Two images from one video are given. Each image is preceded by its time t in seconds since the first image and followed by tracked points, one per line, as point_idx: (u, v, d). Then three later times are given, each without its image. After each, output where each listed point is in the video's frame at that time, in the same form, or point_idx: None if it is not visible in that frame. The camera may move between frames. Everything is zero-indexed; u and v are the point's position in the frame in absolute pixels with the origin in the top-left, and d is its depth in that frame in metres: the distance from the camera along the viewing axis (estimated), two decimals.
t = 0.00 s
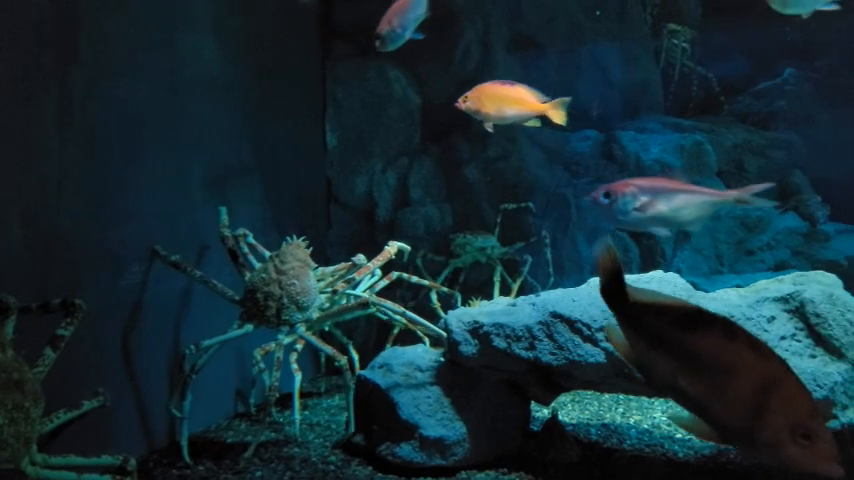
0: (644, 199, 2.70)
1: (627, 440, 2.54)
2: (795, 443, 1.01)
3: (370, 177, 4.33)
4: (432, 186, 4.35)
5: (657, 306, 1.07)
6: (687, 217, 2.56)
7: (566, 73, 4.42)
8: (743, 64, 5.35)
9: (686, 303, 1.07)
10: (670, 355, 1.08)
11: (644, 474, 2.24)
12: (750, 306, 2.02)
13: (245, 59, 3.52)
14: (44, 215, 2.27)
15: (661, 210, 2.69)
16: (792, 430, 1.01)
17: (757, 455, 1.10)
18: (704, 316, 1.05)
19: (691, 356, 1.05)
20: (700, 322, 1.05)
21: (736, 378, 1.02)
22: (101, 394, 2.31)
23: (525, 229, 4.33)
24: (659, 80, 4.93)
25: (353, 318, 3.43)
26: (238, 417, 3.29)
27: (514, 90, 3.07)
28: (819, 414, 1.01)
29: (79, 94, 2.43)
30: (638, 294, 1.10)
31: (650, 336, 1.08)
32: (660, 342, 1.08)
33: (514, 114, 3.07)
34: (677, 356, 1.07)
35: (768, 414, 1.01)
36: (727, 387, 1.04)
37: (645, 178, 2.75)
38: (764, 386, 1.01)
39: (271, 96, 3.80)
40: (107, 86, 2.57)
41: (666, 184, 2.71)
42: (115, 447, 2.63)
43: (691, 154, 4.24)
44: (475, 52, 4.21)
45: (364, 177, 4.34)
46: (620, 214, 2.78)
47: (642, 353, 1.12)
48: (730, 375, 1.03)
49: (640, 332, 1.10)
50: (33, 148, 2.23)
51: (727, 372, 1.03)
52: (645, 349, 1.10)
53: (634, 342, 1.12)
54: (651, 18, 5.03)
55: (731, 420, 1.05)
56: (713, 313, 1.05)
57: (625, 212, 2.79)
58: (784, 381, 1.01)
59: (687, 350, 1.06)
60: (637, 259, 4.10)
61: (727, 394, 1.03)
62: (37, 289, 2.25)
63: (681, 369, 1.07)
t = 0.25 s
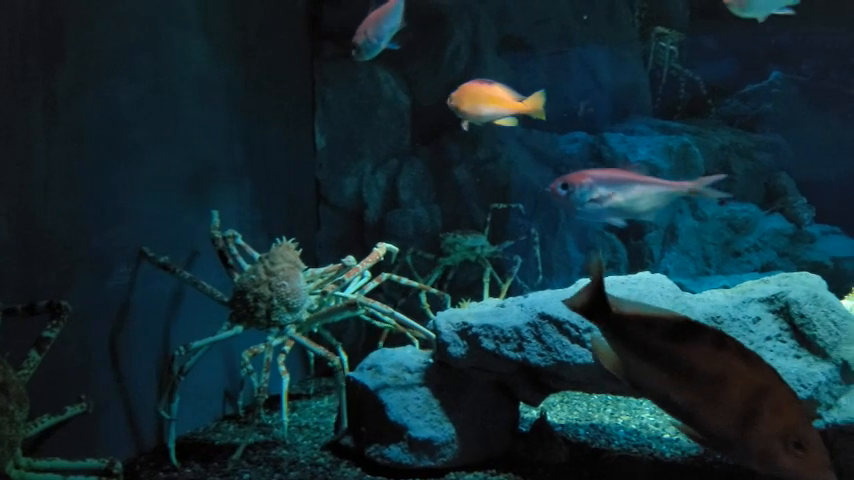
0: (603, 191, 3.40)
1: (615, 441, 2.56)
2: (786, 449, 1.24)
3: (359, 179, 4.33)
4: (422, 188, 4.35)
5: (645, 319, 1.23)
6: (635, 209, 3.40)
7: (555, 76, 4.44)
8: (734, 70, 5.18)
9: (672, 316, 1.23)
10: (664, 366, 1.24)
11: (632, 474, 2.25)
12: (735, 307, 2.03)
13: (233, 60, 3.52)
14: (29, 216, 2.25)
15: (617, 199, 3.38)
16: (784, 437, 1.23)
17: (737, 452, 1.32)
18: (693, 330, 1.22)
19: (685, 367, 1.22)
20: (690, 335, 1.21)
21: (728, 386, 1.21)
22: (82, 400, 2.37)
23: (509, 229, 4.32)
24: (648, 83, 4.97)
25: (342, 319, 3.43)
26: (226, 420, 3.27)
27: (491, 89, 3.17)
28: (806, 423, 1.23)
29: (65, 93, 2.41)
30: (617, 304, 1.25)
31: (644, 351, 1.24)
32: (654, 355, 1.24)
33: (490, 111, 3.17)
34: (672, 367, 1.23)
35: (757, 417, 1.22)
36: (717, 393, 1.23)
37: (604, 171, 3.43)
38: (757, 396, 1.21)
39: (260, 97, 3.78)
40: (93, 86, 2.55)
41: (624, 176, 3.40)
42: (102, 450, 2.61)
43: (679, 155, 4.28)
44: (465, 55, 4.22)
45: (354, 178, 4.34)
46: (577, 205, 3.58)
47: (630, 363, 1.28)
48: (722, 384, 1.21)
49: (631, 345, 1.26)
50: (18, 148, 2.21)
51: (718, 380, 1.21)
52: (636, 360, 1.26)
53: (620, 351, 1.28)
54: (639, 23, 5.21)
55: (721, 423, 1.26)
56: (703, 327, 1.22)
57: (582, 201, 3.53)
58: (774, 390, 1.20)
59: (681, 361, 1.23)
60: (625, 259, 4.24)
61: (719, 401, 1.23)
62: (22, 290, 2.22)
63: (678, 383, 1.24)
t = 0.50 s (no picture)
0: (562, 183, 3.30)
1: (605, 442, 2.57)
2: (782, 463, 1.41)
3: (350, 180, 4.33)
4: (413, 189, 4.35)
5: (639, 335, 1.49)
6: (597, 202, 3.36)
7: (545, 79, 4.46)
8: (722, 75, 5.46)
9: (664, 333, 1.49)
10: (662, 378, 1.49)
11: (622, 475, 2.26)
12: (724, 309, 2.04)
13: (224, 62, 3.50)
14: (16, 216, 2.23)
15: (577, 191, 3.29)
16: (779, 450, 1.41)
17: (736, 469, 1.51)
18: (684, 345, 1.47)
19: (680, 379, 1.47)
20: (682, 350, 1.47)
21: (722, 398, 1.44)
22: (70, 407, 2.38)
23: (497, 230, 4.29)
24: (637, 85, 5.02)
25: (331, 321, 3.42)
26: (215, 422, 3.25)
27: (472, 90, 3.40)
28: (800, 438, 1.40)
29: (54, 92, 2.40)
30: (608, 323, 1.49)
31: (641, 365, 1.50)
32: (652, 367, 1.49)
33: (468, 111, 3.40)
34: (668, 380, 1.48)
35: (753, 429, 1.42)
36: (712, 405, 1.46)
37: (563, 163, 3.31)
38: (750, 407, 1.41)
39: (250, 98, 3.77)
40: (82, 87, 2.53)
41: (584, 167, 3.29)
42: (90, 453, 2.59)
43: (668, 158, 4.34)
44: (456, 57, 4.23)
45: (345, 180, 4.33)
46: (539, 196, 3.40)
47: (630, 376, 1.53)
48: (715, 395, 1.45)
49: (630, 360, 1.51)
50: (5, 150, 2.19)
51: (712, 391, 1.45)
52: (636, 373, 1.51)
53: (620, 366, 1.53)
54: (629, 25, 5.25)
55: (720, 437, 1.46)
56: (695, 343, 1.47)
57: (544, 192, 3.37)
58: (767, 403, 1.41)
59: (677, 374, 1.48)
60: (615, 261, 4.28)
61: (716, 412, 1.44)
62: (8, 293, 2.20)
63: (674, 394, 1.49)
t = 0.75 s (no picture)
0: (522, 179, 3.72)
1: (592, 444, 2.58)
2: (772, 475, 1.26)
3: (339, 182, 4.33)
4: (402, 192, 4.35)
5: (630, 349, 1.50)
6: (559, 194, 3.72)
7: (533, 82, 4.50)
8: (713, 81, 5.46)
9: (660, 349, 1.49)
10: (652, 393, 1.47)
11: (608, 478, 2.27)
12: (708, 313, 2.04)
13: (213, 63, 3.49)
14: (2, 215, 2.21)
15: (537, 186, 3.70)
16: (770, 463, 1.26)
17: None
18: (675, 360, 1.46)
19: (670, 391, 1.44)
20: (673, 365, 1.46)
21: (712, 411, 1.37)
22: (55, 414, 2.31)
23: (486, 233, 4.31)
24: (625, 88, 5.05)
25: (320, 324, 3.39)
26: (202, 426, 3.23)
27: (448, 88, 3.64)
28: (789, 449, 1.26)
29: (40, 94, 2.38)
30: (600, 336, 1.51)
31: (629, 376, 1.50)
32: (641, 381, 1.49)
33: (446, 110, 3.64)
34: (654, 392, 1.46)
35: (747, 444, 1.30)
36: (702, 416, 1.39)
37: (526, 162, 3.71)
38: (738, 417, 1.32)
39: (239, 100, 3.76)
40: (69, 88, 2.52)
41: (543, 165, 3.71)
42: (76, 456, 2.57)
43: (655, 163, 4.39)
44: (446, 60, 4.24)
45: (334, 182, 4.33)
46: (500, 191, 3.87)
47: (622, 391, 1.52)
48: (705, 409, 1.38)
49: (623, 375, 1.51)
50: None
51: (702, 404, 1.40)
52: (627, 387, 1.50)
53: (613, 380, 1.53)
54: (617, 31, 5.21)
55: (706, 446, 1.38)
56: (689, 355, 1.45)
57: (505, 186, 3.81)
58: (756, 416, 1.30)
59: (666, 387, 1.45)
60: (603, 264, 4.31)
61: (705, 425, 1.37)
62: None
63: (662, 406, 1.46)
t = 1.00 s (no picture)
0: (474, 175, 3.71)
1: (574, 449, 2.60)
2: None
3: (322, 187, 4.32)
4: (386, 197, 4.35)
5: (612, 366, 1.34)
6: (508, 191, 3.75)
7: (518, 88, 4.56)
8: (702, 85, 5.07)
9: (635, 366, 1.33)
10: (631, 411, 1.30)
11: None
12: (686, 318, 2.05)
13: (195, 67, 3.47)
14: None
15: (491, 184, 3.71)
16: None
17: None
18: (655, 376, 1.30)
19: (647, 409, 1.28)
20: (651, 380, 1.30)
21: (695, 427, 1.24)
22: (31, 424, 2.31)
23: (471, 237, 4.36)
24: (607, 93, 5.05)
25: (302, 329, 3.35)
26: (182, 432, 3.20)
27: (423, 93, 3.87)
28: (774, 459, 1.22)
29: (18, 96, 2.35)
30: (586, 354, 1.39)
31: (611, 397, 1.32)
32: (622, 400, 1.31)
33: (422, 112, 3.85)
34: (634, 410, 1.29)
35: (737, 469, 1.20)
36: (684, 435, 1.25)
37: (477, 158, 3.71)
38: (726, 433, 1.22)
39: (221, 103, 3.74)
40: (48, 90, 2.49)
41: (494, 161, 3.71)
42: (53, 462, 2.54)
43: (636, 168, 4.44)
44: (429, 66, 4.25)
45: (317, 187, 4.32)
46: (453, 187, 3.87)
47: (604, 411, 1.33)
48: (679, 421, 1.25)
49: (604, 393, 1.33)
50: None
51: (684, 422, 1.25)
52: (609, 407, 1.32)
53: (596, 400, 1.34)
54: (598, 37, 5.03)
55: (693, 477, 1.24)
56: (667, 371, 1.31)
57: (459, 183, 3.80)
58: (739, 432, 1.22)
59: (642, 403, 1.29)
60: (585, 268, 4.38)
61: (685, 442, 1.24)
62: None
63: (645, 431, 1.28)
